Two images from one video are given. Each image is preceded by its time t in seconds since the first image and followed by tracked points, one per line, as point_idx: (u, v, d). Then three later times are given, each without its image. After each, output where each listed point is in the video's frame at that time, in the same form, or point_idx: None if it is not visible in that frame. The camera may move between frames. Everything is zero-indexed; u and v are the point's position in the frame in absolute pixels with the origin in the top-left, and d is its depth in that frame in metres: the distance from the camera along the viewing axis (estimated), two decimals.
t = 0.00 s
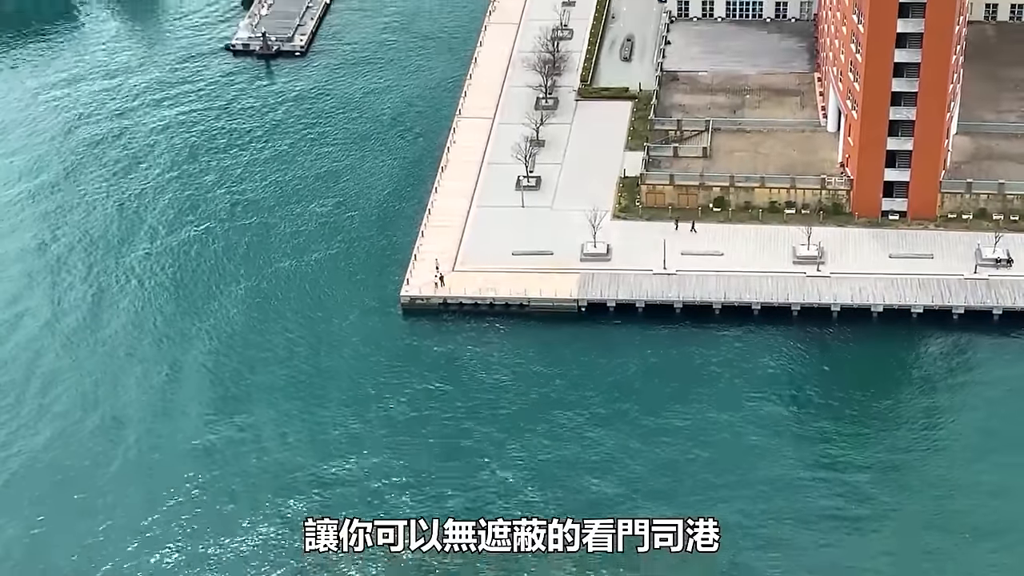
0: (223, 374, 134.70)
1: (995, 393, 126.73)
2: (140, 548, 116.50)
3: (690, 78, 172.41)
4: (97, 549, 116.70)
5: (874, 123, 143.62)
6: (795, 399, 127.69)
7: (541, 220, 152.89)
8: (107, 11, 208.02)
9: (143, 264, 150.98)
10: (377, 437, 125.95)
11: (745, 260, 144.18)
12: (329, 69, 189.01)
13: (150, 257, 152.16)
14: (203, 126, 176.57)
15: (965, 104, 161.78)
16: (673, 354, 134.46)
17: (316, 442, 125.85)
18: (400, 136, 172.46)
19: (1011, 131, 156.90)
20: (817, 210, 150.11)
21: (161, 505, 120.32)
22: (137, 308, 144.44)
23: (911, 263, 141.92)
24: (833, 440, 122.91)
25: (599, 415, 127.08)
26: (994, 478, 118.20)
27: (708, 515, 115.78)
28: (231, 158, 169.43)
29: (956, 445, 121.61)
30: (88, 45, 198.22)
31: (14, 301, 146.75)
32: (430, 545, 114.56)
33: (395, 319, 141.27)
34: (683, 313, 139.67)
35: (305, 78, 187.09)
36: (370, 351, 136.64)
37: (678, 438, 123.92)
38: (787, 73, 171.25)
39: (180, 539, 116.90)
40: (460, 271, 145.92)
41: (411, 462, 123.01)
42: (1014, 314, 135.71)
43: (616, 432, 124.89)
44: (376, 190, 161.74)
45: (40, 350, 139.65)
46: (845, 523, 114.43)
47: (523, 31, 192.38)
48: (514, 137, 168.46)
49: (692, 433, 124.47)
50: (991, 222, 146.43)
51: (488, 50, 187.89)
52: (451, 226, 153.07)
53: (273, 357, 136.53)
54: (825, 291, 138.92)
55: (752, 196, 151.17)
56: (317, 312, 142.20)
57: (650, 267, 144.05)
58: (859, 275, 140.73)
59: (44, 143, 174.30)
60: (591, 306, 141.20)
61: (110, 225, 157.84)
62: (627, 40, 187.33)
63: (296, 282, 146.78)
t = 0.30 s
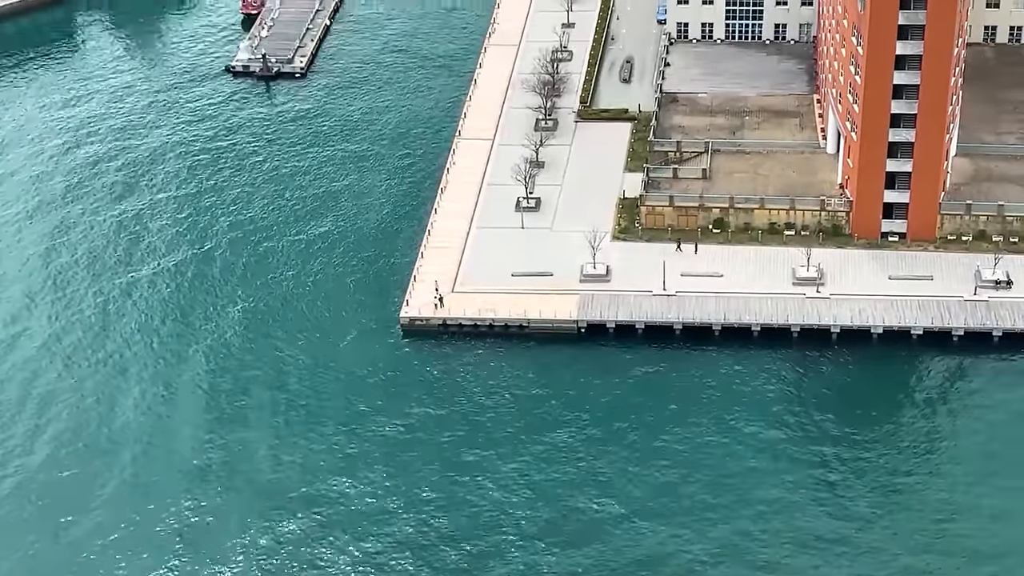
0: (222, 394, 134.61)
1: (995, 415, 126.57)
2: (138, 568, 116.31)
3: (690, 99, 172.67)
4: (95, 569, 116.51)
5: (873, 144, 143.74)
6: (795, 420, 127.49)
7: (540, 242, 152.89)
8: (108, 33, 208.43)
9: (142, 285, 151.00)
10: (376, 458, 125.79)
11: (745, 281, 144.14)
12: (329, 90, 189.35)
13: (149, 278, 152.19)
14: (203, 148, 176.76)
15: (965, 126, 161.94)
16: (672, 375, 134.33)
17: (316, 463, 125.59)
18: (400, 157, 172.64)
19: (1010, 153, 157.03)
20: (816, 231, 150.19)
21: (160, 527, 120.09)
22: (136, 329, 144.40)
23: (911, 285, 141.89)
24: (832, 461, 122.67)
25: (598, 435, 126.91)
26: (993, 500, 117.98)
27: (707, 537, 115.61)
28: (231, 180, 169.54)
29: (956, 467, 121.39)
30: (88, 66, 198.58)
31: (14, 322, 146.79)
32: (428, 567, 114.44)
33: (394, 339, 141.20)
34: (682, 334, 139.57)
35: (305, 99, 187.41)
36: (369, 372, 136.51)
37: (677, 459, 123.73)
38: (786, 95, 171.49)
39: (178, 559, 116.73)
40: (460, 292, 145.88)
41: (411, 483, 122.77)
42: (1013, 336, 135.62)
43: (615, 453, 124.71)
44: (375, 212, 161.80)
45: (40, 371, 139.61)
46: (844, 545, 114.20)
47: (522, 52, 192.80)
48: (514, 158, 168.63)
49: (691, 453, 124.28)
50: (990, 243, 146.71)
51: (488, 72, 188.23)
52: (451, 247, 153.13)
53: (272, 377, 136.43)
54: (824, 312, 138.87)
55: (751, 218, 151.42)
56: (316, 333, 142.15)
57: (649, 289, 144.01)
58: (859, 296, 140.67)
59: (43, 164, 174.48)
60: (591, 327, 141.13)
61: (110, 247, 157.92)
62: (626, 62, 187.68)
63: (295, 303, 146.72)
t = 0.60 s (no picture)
0: (221, 415, 134.52)
1: (993, 436, 126.45)
2: None
3: (689, 120, 172.88)
4: None
5: (872, 165, 143.83)
6: (793, 440, 127.40)
7: (539, 262, 152.93)
8: (109, 54, 208.89)
9: (141, 306, 150.96)
10: (374, 478, 125.66)
11: (745, 302, 144.11)
12: (329, 111, 189.65)
13: (148, 299, 152.23)
14: (202, 168, 176.89)
15: (964, 147, 162.13)
16: (672, 395, 134.27)
17: (315, 484, 125.41)
18: (399, 178, 172.80)
19: (1010, 174, 157.17)
20: (815, 252, 150.27)
21: (158, 548, 119.85)
22: (135, 351, 144.40)
23: (910, 305, 141.89)
24: (831, 482, 122.57)
25: (597, 455, 126.76)
26: (993, 522, 117.82)
27: (705, 557, 115.46)
28: (230, 201, 169.62)
29: (955, 487, 121.33)
30: (89, 87, 198.99)
31: (13, 344, 146.76)
32: None
33: (394, 359, 141.18)
34: (681, 354, 139.57)
35: (305, 120, 187.63)
36: (370, 392, 136.39)
37: (676, 479, 123.57)
38: (785, 116, 171.71)
39: None
40: (459, 312, 145.85)
41: (409, 504, 122.58)
42: (1012, 357, 135.59)
43: (614, 473, 124.57)
44: (374, 232, 161.85)
45: (39, 392, 139.68)
46: (843, 566, 113.99)
47: (522, 73, 193.15)
48: (513, 179, 168.76)
49: (690, 474, 124.15)
50: (989, 264, 146.80)
51: (487, 93, 188.54)
52: (450, 268, 153.18)
53: (272, 397, 136.36)
54: (823, 333, 138.88)
55: (749, 238, 151.54)
56: (315, 353, 142.15)
57: (649, 309, 143.98)
58: (858, 317, 140.66)
59: (43, 184, 174.73)
60: (590, 347, 141.09)
61: (109, 268, 157.94)
62: (625, 83, 188.05)
63: (294, 324, 146.71)
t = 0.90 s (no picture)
0: (220, 435, 134.33)
1: (993, 457, 126.42)
2: None
3: (688, 140, 173.07)
4: None
5: (871, 185, 144.01)
6: (793, 460, 127.29)
7: (539, 282, 152.99)
8: (109, 73, 209.29)
9: (140, 326, 150.90)
10: (373, 498, 125.52)
11: (744, 322, 144.08)
12: (328, 130, 189.85)
13: (147, 318, 152.15)
14: (202, 188, 176.96)
15: (963, 167, 162.34)
16: (671, 415, 134.19)
17: (314, 504, 125.28)
18: (400, 198, 172.77)
19: (1009, 194, 157.35)
20: (814, 272, 150.34)
21: (157, 568, 119.77)
22: (134, 371, 144.29)
23: (909, 325, 141.92)
24: (830, 502, 122.45)
25: (597, 476, 126.64)
26: (992, 544, 117.72)
27: None
28: (229, 220, 169.64)
29: (954, 508, 121.26)
30: (90, 106, 199.36)
31: (12, 364, 146.63)
32: None
33: (393, 379, 141.10)
34: (681, 374, 139.54)
35: (304, 140, 187.78)
36: (369, 411, 136.35)
37: (676, 499, 123.42)
38: (784, 136, 171.98)
39: None
40: (458, 332, 145.83)
41: (409, 524, 122.44)
42: (1012, 377, 135.61)
43: (613, 494, 124.42)
44: (373, 252, 161.84)
45: (38, 411, 139.56)
46: None
47: (521, 93, 193.45)
48: (513, 199, 168.90)
49: (689, 494, 124.03)
50: (988, 284, 146.85)
51: (487, 112, 188.87)
52: (449, 287, 153.22)
53: (271, 416, 136.24)
54: (823, 352, 138.86)
55: (749, 258, 151.51)
56: (314, 373, 142.06)
57: (648, 328, 143.96)
58: (858, 337, 140.66)
59: (42, 203, 174.87)
60: (589, 366, 141.00)
61: (108, 287, 157.88)
62: (625, 102, 188.40)
63: (293, 344, 146.62)
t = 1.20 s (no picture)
0: (218, 453, 134.14)
1: (993, 478, 126.32)
2: None
3: (688, 159, 173.24)
4: None
5: (870, 204, 144.07)
6: (792, 481, 127.14)
7: (538, 301, 152.97)
8: (109, 92, 209.74)
9: (139, 345, 150.80)
10: (372, 517, 125.31)
11: (744, 341, 143.97)
12: (328, 149, 190.02)
13: (146, 337, 152.03)
14: (201, 207, 177.01)
15: (963, 187, 162.41)
16: (671, 435, 134.00)
17: (312, 523, 125.12)
18: (399, 217, 172.82)
19: (1008, 214, 157.43)
20: (814, 291, 150.32)
21: None
22: (132, 389, 144.11)
23: (909, 345, 141.85)
24: (830, 523, 122.30)
25: (596, 495, 126.43)
26: (992, 565, 117.59)
27: None
28: (228, 239, 169.67)
29: (954, 529, 121.13)
30: (90, 125, 199.72)
31: (10, 382, 146.47)
32: None
33: (392, 398, 140.94)
34: (680, 394, 139.38)
35: (304, 159, 187.92)
36: (368, 430, 136.18)
37: (675, 519, 123.25)
38: (783, 156, 172.15)
39: None
40: (457, 351, 145.74)
41: (408, 544, 122.30)
42: (1012, 397, 135.51)
43: (612, 514, 124.22)
44: (372, 272, 161.81)
45: (36, 430, 139.35)
46: None
47: (521, 112, 193.73)
48: (512, 218, 168.98)
49: (688, 514, 123.84)
50: (988, 304, 146.79)
51: (486, 131, 189.08)
52: (449, 306, 153.17)
53: (270, 436, 136.03)
54: (822, 372, 138.74)
55: (749, 277, 151.46)
56: (313, 391, 141.91)
57: (648, 348, 143.85)
58: (857, 356, 140.58)
59: (41, 222, 174.94)
60: (589, 386, 140.85)
61: (106, 306, 157.79)
62: (625, 121, 188.65)
63: (292, 363, 146.47)
